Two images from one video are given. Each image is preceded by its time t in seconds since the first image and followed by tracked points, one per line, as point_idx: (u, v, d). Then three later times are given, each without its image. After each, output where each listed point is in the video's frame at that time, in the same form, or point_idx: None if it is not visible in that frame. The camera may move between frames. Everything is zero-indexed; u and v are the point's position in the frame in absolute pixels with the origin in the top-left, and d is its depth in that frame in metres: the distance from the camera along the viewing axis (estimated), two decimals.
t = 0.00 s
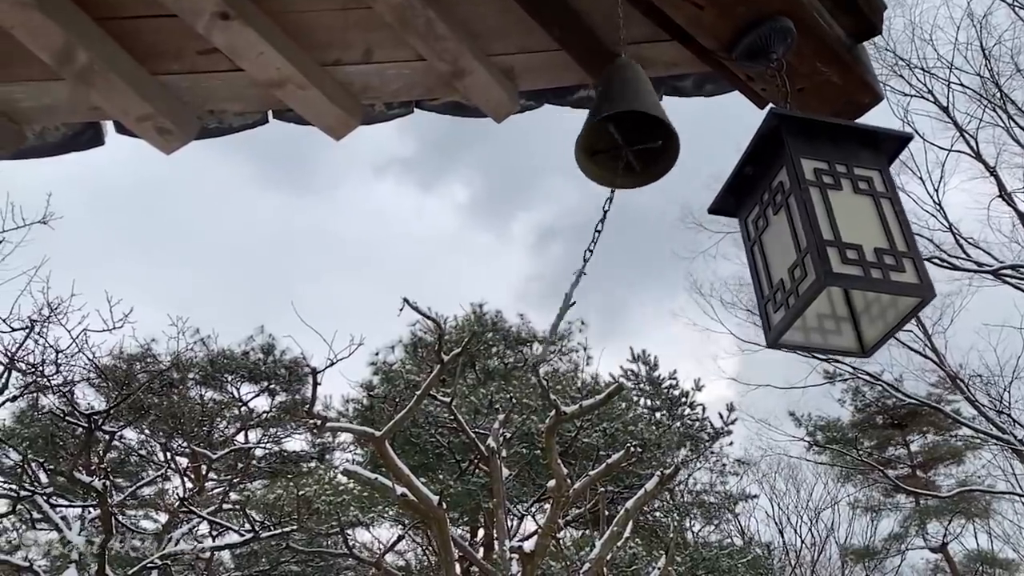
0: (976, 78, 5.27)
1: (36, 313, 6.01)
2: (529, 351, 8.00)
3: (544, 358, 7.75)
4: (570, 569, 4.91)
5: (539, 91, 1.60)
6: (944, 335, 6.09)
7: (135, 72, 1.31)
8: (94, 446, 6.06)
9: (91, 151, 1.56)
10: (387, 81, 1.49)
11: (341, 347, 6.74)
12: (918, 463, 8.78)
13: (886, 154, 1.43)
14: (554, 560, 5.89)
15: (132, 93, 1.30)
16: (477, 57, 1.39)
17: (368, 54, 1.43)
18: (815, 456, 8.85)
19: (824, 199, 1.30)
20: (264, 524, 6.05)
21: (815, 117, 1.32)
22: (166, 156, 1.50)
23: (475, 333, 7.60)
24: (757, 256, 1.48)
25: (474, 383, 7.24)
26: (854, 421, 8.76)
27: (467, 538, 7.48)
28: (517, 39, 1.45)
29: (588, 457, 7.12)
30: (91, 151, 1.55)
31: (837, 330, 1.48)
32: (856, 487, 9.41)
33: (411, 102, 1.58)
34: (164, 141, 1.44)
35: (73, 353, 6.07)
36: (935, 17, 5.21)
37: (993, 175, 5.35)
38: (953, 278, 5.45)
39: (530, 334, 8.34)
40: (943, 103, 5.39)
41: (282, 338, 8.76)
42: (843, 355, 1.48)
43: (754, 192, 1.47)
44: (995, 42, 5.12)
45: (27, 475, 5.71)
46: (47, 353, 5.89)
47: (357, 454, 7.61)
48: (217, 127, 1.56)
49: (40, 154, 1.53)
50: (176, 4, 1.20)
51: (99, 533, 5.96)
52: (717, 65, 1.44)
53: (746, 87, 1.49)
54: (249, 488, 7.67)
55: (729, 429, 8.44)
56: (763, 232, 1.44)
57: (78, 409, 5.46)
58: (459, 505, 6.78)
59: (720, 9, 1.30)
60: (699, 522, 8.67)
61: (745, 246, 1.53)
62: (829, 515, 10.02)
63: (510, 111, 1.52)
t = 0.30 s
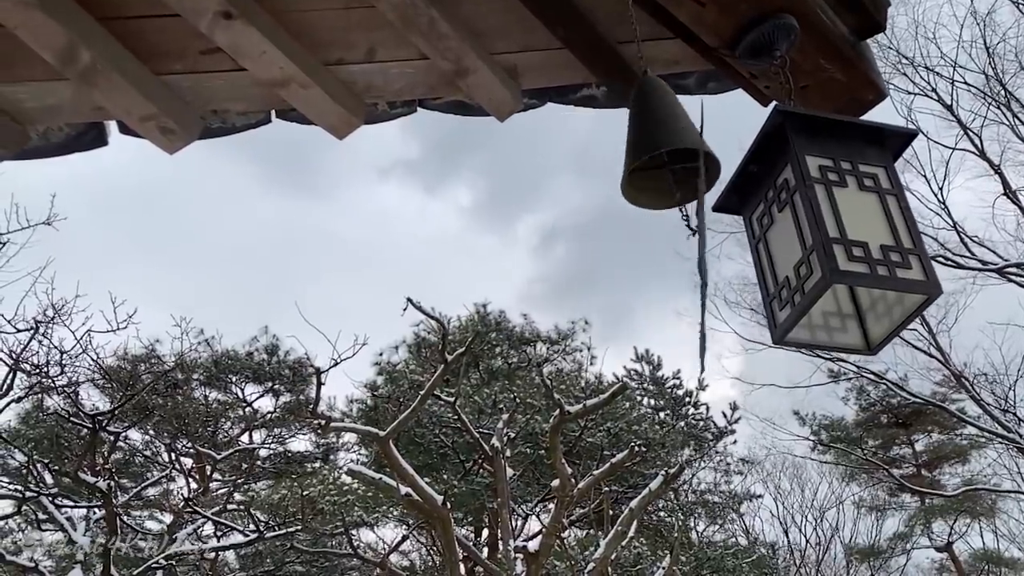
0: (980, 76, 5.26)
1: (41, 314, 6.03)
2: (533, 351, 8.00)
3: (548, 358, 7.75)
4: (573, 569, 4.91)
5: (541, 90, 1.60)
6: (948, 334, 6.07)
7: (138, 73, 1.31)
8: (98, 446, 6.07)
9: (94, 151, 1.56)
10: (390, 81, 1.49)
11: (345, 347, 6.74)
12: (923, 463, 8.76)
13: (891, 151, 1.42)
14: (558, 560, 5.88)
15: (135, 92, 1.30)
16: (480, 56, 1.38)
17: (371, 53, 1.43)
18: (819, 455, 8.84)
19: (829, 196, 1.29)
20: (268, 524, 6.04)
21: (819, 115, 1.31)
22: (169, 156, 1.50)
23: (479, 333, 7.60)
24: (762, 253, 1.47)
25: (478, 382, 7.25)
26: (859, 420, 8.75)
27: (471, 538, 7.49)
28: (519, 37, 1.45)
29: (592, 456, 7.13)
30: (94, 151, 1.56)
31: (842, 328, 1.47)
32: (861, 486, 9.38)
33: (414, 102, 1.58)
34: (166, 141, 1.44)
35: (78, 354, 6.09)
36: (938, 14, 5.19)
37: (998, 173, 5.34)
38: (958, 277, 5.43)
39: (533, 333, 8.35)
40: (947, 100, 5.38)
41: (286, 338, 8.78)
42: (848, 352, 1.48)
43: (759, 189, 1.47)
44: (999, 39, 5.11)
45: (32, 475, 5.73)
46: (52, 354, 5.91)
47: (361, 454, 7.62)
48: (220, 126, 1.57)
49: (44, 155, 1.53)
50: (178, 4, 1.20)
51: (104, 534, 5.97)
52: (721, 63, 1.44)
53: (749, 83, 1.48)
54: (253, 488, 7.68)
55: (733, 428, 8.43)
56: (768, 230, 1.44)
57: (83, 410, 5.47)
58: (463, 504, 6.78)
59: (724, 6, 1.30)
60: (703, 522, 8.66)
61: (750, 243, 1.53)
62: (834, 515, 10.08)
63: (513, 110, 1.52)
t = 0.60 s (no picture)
0: (983, 75, 5.25)
1: (45, 315, 6.05)
2: (536, 352, 8.00)
3: (550, 358, 7.76)
4: (577, 569, 4.90)
5: (544, 90, 1.59)
6: (951, 334, 6.06)
7: (142, 75, 1.32)
8: (102, 447, 6.07)
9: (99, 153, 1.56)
10: (394, 82, 1.48)
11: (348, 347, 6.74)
12: (926, 462, 8.74)
13: (892, 153, 1.42)
14: (562, 560, 5.88)
15: (139, 95, 1.30)
16: (483, 57, 1.38)
17: (374, 55, 1.43)
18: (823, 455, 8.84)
19: (826, 198, 1.29)
20: (272, 525, 6.04)
21: (819, 115, 1.31)
22: (172, 158, 1.51)
23: (482, 333, 7.61)
24: (759, 253, 1.47)
25: (481, 383, 7.25)
26: (862, 420, 8.74)
27: (474, 538, 7.49)
28: (522, 38, 1.45)
29: (595, 456, 7.13)
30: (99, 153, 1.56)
31: (839, 329, 1.47)
32: (865, 486, 9.37)
33: (417, 103, 1.58)
34: (170, 142, 1.45)
35: (82, 355, 6.10)
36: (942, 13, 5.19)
37: (1001, 172, 5.33)
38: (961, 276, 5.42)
39: (535, 334, 8.35)
40: (950, 100, 5.37)
41: (289, 339, 8.79)
42: (844, 354, 1.48)
43: (758, 189, 1.47)
44: (1002, 38, 5.11)
45: (36, 476, 5.75)
46: (56, 355, 5.93)
47: (364, 454, 7.63)
48: (224, 128, 1.57)
49: (48, 157, 1.54)
50: (182, 6, 1.20)
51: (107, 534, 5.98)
52: (722, 63, 1.44)
53: (751, 84, 1.48)
54: (257, 489, 7.69)
55: (736, 428, 8.42)
56: (766, 230, 1.44)
57: (86, 411, 5.47)
58: (466, 504, 6.78)
59: (725, 7, 1.30)
60: (706, 522, 8.66)
61: (748, 242, 1.53)
62: (837, 514, 10.04)
63: (516, 111, 1.52)
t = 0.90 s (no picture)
0: (986, 74, 5.25)
1: (49, 316, 6.06)
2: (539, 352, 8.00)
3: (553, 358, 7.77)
4: (580, 569, 4.90)
5: (548, 91, 1.59)
6: (954, 334, 6.05)
7: (147, 76, 1.32)
8: (105, 448, 6.08)
9: (104, 154, 1.56)
10: (398, 83, 1.49)
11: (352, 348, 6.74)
12: (929, 462, 8.74)
13: (898, 153, 1.42)
14: (566, 560, 5.88)
15: (144, 95, 1.30)
16: (487, 58, 1.39)
17: (379, 56, 1.43)
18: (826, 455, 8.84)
19: (833, 198, 1.29)
20: (275, 525, 6.05)
21: (825, 115, 1.31)
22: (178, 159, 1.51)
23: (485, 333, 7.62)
24: (765, 254, 1.47)
25: (484, 383, 7.26)
26: (865, 420, 8.73)
27: (477, 538, 7.50)
28: (526, 39, 1.45)
29: (598, 456, 7.12)
30: (104, 154, 1.56)
31: (846, 329, 1.47)
32: (868, 486, 9.37)
33: (421, 104, 1.58)
34: (175, 143, 1.45)
35: (86, 356, 6.11)
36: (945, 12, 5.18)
37: (1004, 171, 5.32)
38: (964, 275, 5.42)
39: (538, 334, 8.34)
40: (953, 99, 5.36)
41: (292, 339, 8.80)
42: (851, 354, 1.48)
43: (763, 190, 1.46)
44: (1005, 37, 5.10)
45: (40, 477, 5.75)
46: (60, 356, 5.94)
47: (367, 454, 7.65)
48: (229, 129, 1.57)
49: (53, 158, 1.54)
50: (187, 8, 1.20)
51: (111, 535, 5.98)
52: (727, 63, 1.44)
53: (756, 84, 1.48)
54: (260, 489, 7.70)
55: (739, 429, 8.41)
56: (772, 230, 1.44)
57: (91, 411, 5.48)
58: (469, 504, 6.79)
59: (730, 7, 1.30)
60: (709, 522, 8.65)
61: (754, 243, 1.53)
62: (840, 514, 10.05)
63: (520, 112, 1.52)
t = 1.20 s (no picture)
0: (989, 72, 5.24)
1: (53, 317, 6.08)
2: (541, 352, 8.01)
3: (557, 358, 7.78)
4: (584, 568, 4.90)
5: (552, 91, 1.59)
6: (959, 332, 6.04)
7: (153, 78, 1.32)
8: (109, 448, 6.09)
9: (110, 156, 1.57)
10: (403, 83, 1.49)
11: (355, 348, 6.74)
12: (933, 461, 8.72)
13: (906, 150, 1.42)
14: (569, 560, 5.88)
15: (150, 97, 1.31)
16: (492, 58, 1.39)
17: (383, 56, 1.44)
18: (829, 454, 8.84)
19: (846, 196, 1.29)
20: (279, 526, 6.05)
21: (834, 113, 1.31)
22: (183, 161, 1.51)
23: (488, 334, 7.63)
24: (777, 252, 1.47)
25: (486, 383, 7.27)
26: (868, 419, 8.72)
27: (480, 538, 7.50)
28: (530, 39, 1.45)
29: (601, 456, 7.12)
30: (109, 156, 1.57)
31: (860, 327, 1.47)
32: (872, 485, 9.36)
33: (425, 104, 1.58)
34: (181, 144, 1.45)
35: (89, 356, 6.14)
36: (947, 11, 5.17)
37: (1008, 169, 5.32)
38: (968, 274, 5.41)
39: (541, 334, 8.34)
40: (957, 97, 5.36)
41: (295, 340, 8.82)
42: (866, 352, 1.47)
43: (773, 190, 1.46)
44: (1008, 35, 5.09)
45: (45, 477, 5.76)
46: (64, 357, 5.96)
47: (371, 455, 7.66)
48: (234, 130, 1.57)
49: (59, 160, 1.54)
50: (193, 9, 1.21)
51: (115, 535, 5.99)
52: (733, 63, 1.44)
53: (761, 83, 1.48)
54: (264, 490, 7.71)
55: (742, 428, 8.40)
56: (783, 230, 1.44)
57: (95, 412, 5.48)
58: (472, 504, 6.79)
59: (735, 6, 1.30)
60: (713, 521, 8.65)
61: (765, 243, 1.53)
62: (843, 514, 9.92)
63: (525, 112, 1.52)
